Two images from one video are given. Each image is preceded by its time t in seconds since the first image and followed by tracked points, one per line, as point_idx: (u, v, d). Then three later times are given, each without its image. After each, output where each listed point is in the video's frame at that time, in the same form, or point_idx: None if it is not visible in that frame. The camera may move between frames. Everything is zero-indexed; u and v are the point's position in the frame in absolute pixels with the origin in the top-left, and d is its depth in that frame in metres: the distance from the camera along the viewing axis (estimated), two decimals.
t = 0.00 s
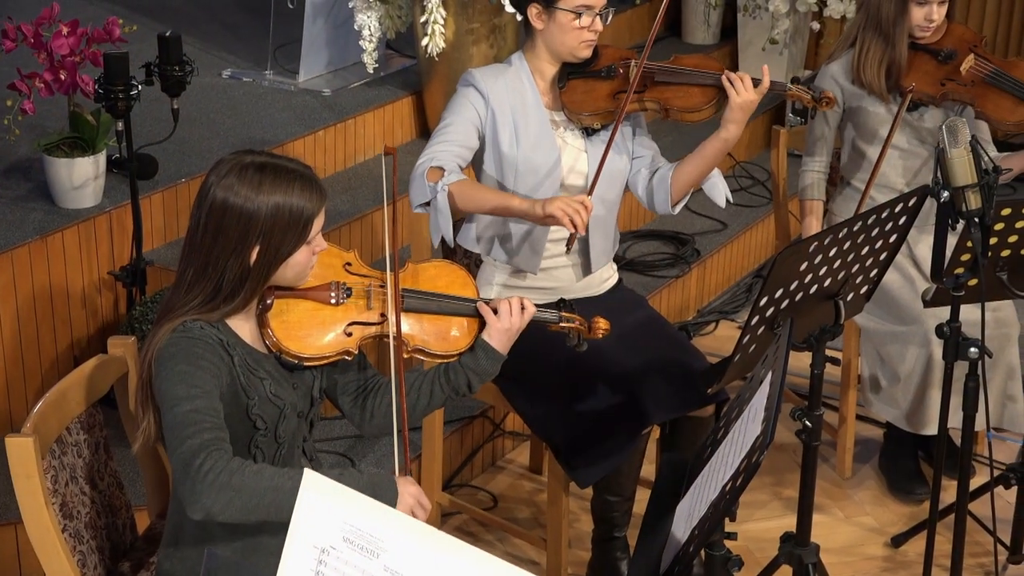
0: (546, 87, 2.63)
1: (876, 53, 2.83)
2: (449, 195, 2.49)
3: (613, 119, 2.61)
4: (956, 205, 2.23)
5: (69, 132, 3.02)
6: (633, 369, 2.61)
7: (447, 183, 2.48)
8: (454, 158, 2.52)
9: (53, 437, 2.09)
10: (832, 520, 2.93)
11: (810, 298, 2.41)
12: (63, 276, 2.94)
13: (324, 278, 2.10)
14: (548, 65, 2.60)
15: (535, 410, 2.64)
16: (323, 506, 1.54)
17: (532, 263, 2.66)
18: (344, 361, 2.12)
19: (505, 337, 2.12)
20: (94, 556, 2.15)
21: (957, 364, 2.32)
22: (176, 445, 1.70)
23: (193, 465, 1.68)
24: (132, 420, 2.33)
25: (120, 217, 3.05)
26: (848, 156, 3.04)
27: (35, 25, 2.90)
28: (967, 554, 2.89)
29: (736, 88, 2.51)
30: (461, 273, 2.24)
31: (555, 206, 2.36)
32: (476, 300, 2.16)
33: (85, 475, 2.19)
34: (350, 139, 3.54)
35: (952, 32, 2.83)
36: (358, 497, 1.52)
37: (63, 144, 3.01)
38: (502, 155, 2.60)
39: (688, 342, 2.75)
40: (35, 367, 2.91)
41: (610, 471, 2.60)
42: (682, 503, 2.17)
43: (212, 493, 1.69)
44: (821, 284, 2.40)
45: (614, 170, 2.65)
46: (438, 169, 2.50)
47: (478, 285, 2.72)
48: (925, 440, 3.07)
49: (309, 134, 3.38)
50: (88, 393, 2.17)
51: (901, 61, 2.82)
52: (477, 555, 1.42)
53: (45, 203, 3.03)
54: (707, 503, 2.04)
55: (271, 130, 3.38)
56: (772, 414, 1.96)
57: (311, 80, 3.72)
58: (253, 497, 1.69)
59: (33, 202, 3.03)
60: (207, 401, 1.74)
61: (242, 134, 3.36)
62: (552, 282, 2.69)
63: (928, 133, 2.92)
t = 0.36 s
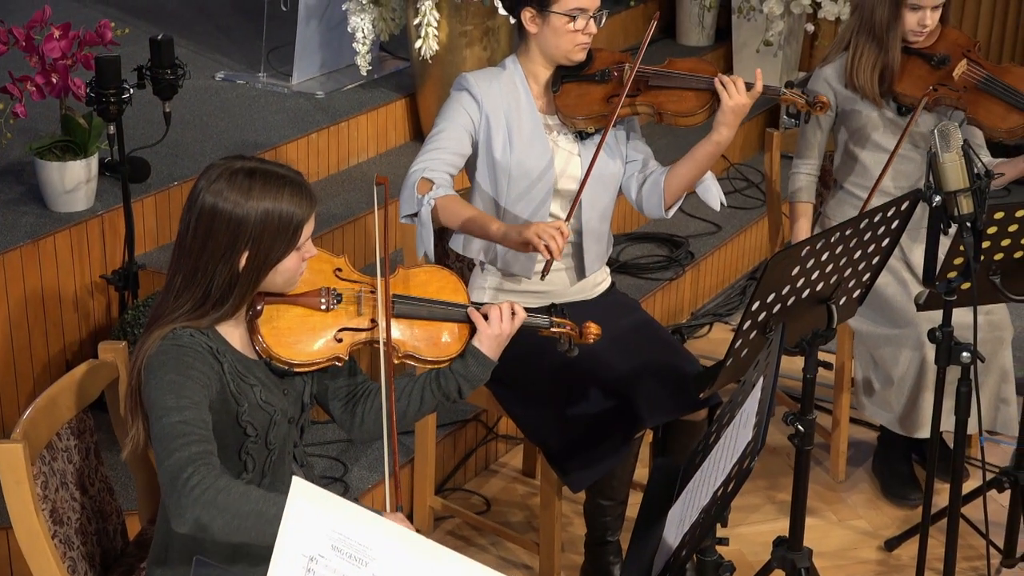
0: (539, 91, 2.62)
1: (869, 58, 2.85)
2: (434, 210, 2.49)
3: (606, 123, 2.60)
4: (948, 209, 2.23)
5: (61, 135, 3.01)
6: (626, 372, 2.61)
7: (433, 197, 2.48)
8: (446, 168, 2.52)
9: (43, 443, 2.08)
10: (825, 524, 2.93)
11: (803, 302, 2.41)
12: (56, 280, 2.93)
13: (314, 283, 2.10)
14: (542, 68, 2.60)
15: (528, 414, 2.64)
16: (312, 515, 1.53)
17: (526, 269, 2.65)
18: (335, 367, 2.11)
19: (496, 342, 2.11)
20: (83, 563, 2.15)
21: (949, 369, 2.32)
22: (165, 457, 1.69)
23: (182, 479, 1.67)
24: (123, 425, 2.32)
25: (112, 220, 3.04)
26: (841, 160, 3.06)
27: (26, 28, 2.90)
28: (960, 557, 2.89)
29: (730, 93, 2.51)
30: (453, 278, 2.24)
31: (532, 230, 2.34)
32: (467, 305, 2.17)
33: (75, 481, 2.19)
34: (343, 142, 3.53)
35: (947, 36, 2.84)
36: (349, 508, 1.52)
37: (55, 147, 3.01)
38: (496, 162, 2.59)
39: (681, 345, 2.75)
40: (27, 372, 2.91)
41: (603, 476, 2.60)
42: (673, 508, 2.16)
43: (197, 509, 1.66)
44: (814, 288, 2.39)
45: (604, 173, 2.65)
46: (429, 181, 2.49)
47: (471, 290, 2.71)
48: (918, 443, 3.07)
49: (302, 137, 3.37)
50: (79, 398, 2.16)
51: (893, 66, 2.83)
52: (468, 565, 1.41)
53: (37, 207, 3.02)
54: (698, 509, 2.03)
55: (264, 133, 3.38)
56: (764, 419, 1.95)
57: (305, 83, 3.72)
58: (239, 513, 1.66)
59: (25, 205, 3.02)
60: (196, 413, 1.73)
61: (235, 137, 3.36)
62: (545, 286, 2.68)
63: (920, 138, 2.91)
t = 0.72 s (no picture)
0: (533, 95, 2.62)
1: (862, 66, 2.86)
2: (421, 221, 2.49)
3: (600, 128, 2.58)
4: (940, 214, 2.22)
5: (53, 139, 3.00)
6: (619, 377, 2.60)
7: (422, 208, 2.48)
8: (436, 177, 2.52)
9: (33, 449, 2.07)
10: (819, 528, 2.93)
11: (795, 307, 2.40)
12: (48, 284, 2.92)
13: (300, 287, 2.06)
14: (536, 73, 2.59)
15: (521, 418, 2.63)
16: (302, 524, 1.52)
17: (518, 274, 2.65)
18: (325, 372, 2.11)
19: (487, 343, 2.09)
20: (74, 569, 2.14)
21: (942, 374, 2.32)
22: (153, 471, 1.67)
23: (170, 493, 1.66)
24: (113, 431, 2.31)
25: (105, 224, 3.03)
26: (834, 166, 3.07)
27: (18, 31, 2.89)
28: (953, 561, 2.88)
29: (724, 98, 2.49)
30: (443, 279, 2.21)
31: (508, 251, 2.35)
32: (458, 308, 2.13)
33: (65, 487, 2.18)
34: (337, 145, 3.53)
35: (941, 41, 2.87)
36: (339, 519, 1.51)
37: (47, 151, 3.00)
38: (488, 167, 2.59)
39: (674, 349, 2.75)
40: (19, 376, 2.90)
41: (595, 479, 2.59)
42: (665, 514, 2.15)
43: (183, 525, 1.65)
44: (806, 292, 2.39)
45: (596, 176, 2.64)
46: (419, 191, 2.49)
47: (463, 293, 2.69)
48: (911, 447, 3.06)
49: (296, 140, 3.37)
50: (69, 405, 2.15)
51: (887, 72, 2.84)
52: None
53: (29, 211, 3.02)
54: (689, 516, 2.02)
55: (257, 137, 3.37)
56: (756, 425, 1.95)
57: (299, 86, 3.71)
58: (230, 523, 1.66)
59: (17, 209, 3.01)
60: (184, 425, 1.72)
61: (228, 141, 3.35)
62: (540, 290, 2.67)
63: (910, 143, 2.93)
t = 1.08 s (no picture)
0: (526, 101, 2.61)
1: (854, 70, 2.88)
2: (409, 232, 2.47)
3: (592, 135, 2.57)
4: (932, 220, 2.22)
5: (45, 143, 3.00)
6: (611, 382, 2.60)
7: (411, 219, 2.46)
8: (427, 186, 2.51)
9: (22, 457, 2.07)
10: (812, 533, 2.92)
11: (787, 313, 2.40)
12: (40, 290, 2.91)
13: (287, 292, 2.05)
14: (529, 78, 2.59)
15: (513, 424, 2.63)
16: (290, 536, 1.51)
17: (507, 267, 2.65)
18: (315, 380, 2.10)
19: (475, 344, 2.08)
20: None
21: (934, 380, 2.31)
22: (138, 484, 1.67)
23: (155, 506, 1.66)
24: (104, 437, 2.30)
25: (96, 229, 3.02)
26: (828, 171, 3.10)
27: (10, 36, 2.88)
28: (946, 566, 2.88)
29: (715, 103, 2.49)
30: (430, 281, 2.18)
31: (483, 272, 2.30)
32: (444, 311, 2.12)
33: (55, 495, 2.17)
34: (330, 148, 3.53)
35: (934, 45, 2.88)
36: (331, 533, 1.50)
37: (39, 155, 2.99)
38: (480, 173, 2.59)
39: (667, 354, 2.75)
40: (11, 382, 2.89)
41: (587, 485, 2.59)
42: (657, 521, 2.14)
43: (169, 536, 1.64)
44: (798, 298, 2.39)
45: (589, 183, 2.64)
46: (410, 201, 2.47)
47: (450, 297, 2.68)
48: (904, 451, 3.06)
49: (288, 144, 3.36)
50: (57, 413, 2.14)
51: (879, 76, 2.86)
52: None
53: (21, 216, 3.01)
54: (679, 523, 2.02)
55: (250, 141, 3.36)
56: (748, 433, 1.94)
57: (291, 89, 3.71)
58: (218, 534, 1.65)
59: (8, 214, 3.01)
60: (171, 436, 1.72)
61: (219, 144, 3.34)
62: (531, 294, 2.68)
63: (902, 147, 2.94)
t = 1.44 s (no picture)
0: (519, 108, 2.61)
1: (843, 76, 2.88)
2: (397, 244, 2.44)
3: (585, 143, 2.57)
4: (923, 228, 2.22)
5: (36, 149, 2.99)
6: (603, 389, 2.60)
7: (400, 232, 2.43)
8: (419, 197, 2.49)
9: (12, 466, 2.06)
10: (805, 540, 2.92)
11: (778, 320, 2.40)
12: (32, 296, 2.91)
13: (268, 301, 2.03)
14: (522, 85, 2.59)
15: (505, 430, 2.62)
16: (276, 550, 1.51)
17: (496, 270, 2.63)
18: (305, 389, 2.10)
19: (460, 352, 2.09)
20: None
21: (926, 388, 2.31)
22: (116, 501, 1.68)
23: (132, 524, 1.65)
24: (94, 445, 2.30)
25: (88, 234, 3.02)
26: (821, 178, 3.10)
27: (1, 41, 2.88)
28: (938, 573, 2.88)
29: (709, 110, 2.48)
30: (414, 288, 2.16)
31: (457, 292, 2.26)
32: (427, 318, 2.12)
33: (45, 504, 2.16)
34: (322, 153, 3.52)
35: (924, 49, 2.89)
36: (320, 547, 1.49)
37: (30, 161, 2.99)
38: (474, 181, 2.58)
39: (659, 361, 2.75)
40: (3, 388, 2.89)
41: (579, 492, 2.59)
42: (647, 531, 2.14)
43: (155, 551, 1.64)
44: (790, 305, 2.38)
45: (581, 191, 2.63)
46: (402, 215, 2.45)
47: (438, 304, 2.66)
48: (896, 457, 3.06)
49: (281, 149, 3.36)
50: (43, 423, 2.12)
51: (868, 81, 2.86)
52: None
53: (13, 222, 3.01)
54: (669, 533, 2.02)
55: (242, 145, 3.36)
56: (737, 443, 1.94)
57: (285, 94, 3.70)
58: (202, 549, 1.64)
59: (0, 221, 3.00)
60: (150, 452, 1.72)
61: (212, 149, 3.33)
62: (523, 301, 2.67)
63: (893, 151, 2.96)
